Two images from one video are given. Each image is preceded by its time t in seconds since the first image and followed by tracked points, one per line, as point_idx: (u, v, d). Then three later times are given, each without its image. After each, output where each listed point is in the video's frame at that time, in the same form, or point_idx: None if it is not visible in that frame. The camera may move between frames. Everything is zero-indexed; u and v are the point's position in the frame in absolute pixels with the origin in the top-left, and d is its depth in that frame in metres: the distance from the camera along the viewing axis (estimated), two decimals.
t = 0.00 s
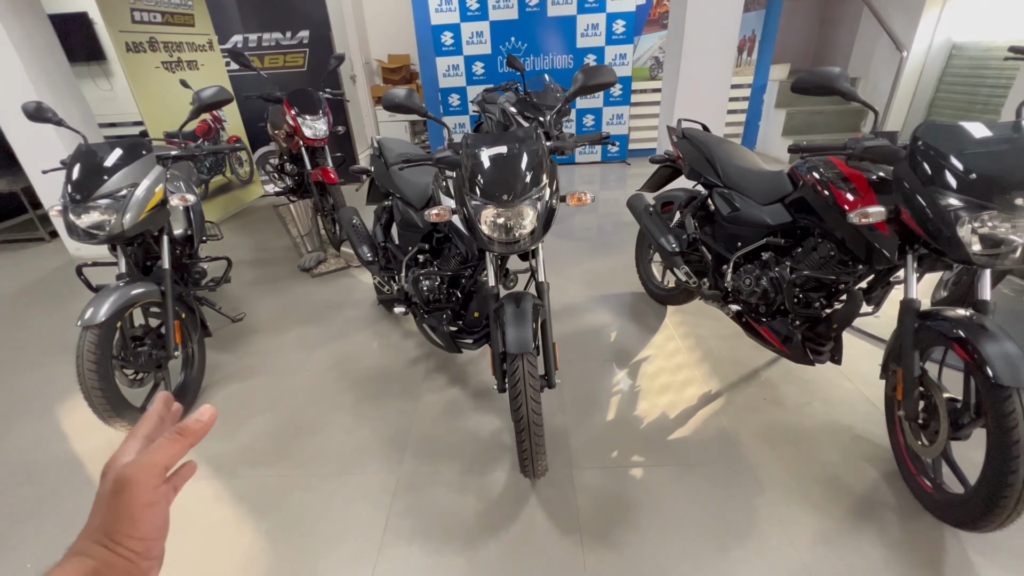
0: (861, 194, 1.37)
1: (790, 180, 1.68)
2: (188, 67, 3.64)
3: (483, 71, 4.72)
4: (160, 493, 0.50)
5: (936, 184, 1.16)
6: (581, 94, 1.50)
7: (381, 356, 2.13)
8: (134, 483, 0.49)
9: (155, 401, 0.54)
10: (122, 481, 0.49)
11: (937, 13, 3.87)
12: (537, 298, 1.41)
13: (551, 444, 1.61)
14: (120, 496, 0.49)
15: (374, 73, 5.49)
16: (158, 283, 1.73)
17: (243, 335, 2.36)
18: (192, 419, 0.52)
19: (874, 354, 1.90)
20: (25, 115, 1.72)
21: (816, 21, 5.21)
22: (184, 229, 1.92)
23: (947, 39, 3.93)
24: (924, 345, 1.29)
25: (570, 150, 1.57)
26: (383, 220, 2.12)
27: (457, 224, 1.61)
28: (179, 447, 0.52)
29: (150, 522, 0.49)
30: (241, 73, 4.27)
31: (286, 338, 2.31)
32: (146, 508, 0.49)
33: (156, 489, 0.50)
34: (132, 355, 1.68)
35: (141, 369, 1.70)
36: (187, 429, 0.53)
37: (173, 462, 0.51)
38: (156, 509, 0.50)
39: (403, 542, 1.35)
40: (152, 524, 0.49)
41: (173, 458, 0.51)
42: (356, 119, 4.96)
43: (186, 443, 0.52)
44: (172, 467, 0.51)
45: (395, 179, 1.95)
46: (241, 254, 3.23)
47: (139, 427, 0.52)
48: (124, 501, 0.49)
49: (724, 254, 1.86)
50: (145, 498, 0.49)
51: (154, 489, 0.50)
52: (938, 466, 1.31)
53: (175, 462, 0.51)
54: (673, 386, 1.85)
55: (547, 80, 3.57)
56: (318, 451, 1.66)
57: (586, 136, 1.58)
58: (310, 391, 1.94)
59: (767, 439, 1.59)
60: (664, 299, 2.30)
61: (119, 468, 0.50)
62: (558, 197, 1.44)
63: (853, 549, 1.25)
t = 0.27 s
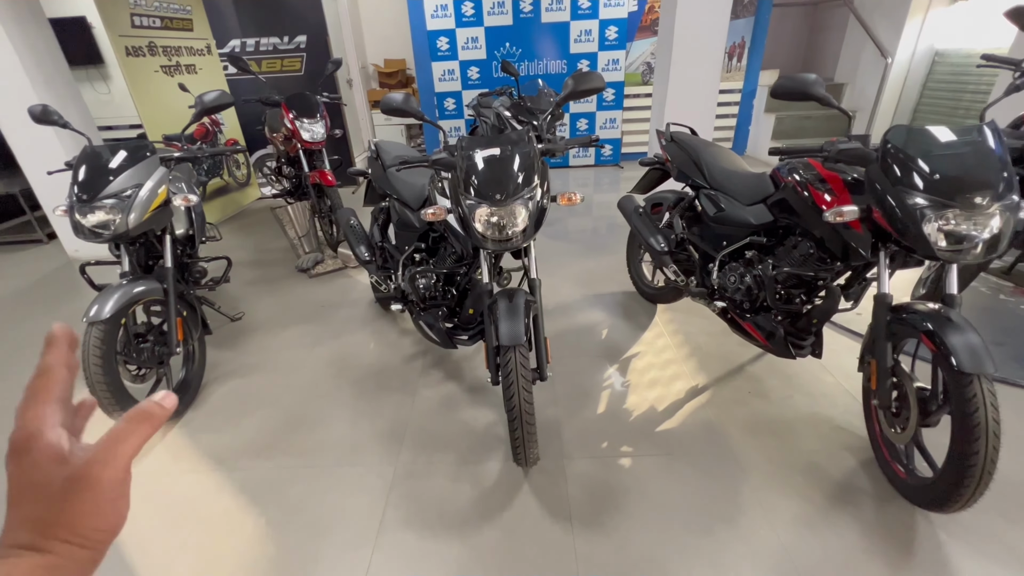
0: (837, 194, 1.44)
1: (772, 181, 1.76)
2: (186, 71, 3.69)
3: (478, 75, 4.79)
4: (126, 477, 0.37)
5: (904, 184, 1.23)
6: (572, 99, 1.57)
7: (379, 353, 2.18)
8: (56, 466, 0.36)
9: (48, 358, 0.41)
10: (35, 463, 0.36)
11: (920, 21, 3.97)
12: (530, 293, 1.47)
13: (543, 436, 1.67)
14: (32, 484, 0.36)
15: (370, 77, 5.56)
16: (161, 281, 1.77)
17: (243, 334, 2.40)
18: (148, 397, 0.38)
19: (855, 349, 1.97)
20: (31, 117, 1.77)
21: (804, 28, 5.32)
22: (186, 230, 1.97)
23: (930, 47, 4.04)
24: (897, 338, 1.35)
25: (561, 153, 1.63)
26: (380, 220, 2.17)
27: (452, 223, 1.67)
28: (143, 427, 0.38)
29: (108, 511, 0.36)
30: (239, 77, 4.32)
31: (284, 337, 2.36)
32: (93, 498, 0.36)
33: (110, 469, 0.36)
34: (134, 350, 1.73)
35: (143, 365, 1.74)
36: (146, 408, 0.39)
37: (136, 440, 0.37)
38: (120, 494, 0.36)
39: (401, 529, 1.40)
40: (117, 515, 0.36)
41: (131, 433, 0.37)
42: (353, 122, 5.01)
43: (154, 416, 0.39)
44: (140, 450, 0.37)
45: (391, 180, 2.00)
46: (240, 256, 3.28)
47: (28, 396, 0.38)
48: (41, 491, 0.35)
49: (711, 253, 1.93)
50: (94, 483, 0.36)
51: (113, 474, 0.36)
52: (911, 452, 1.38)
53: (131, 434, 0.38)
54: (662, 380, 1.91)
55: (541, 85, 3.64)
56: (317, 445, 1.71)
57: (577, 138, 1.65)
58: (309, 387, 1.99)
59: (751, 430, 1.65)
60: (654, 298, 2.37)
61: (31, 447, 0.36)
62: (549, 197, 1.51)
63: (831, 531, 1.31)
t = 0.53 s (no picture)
0: (817, 193, 1.50)
1: (758, 181, 1.82)
2: (193, 74, 3.78)
3: (478, 79, 4.87)
4: (131, 448, 0.33)
5: (877, 183, 1.30)
6: (565, 102, 1.64)
7: (379, 348, 2.25)
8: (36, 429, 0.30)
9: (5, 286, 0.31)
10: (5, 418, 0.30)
11: (913, 27, 4.05)
12: (523, 287, 1.54)
13: (537, 426, 1.73)
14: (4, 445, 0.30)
15: (373, 80, 5.65)
16: (170, 276, 1.84)
17: (248, 328, 2.47)
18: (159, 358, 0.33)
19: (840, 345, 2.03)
20: (48, 118, 1.84)
21: (801, 33, 5.40)
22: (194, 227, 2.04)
23: (923, 52, 4.11)
24: (873, 330, 1.41)
25: (554, 153, 1.70)
26: (381, 219, 2.24)
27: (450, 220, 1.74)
28: (152, 393, 0.33)
29: (102, 481, 0.32)
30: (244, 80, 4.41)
31: (288, 332, 2.43)
32: (85, 469, 0.32)
33: (111, 444, 0.32)
34: (144, 342, 1.80)
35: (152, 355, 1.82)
36: (152, 370, 0.34)
37: (136, 407, 0.33)
38: (121, 465, 0.33)
39: (399, 511, 1.46)
40: (113, 483, 0.33)
41: (132, 399, 0.32)
42: (355, 125, 5.10)
43: (154, 380, 0.34)
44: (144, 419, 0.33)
45: (392, 179, 2.07)
46: (244, 254, 3.35)
47: None
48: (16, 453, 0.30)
49: (700, 250, 1.99)
50: (88, 456, 0.31)
51: (118, 446, 0.32)
52: (886, 439, 1.45)
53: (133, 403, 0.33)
54: (652, 374, 1.98)
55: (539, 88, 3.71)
56: (319, 433, 1.78)
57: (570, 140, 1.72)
58: (311, 379, 2.06)
59: (736, 420, 1.71)
60: (647, 296, 2.43)
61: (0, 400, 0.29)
62: (542, 195, 1.58)
63: (809, 514, 1.37)
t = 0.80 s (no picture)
0: (809, 194, 1.55)
1: (753, 183, 1.87)
2: (203, 76, 3.86)
3: (482, 82, 4.94)
4: (149, 416, 0.34)
5: (864, 184, 1.35)
6: (564, 105, 1.70)
7: (383, 344, 2.30)
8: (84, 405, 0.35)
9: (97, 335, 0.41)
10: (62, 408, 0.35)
11: (913, 33, 4.09)
12: (523, 284, 1.59)
13: (535, 419, 1.78)
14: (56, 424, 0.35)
15: (378, 83, 5.74)
16: (183, 271, 1.90)
17: (255, 324, 2.53)
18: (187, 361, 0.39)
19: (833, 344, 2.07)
20: (66, 119, 1.91)
21: (802, 38, 5.44)
22: (205, 224, 2.11)
23: (924, 57, 4.15)
24: (862, 327, 1.44)
25: (553, 154, 1.76)
26: (385, 218, 2.30)
27: (452, 219, 1.80)
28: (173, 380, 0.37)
29: (121, 447, 0.33)
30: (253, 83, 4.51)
31: (295, 328, 2.49)
32: (108, 433, 0.33)
33: (134, 401, 0.34)
34: (156, 335, 1.86)
35: (164, 348, 1.88)
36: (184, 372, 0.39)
37: (163, 387, 0.36)
38: (140, 433, 0.34)
39: (400, 499, 1.51)
40: (134, 451, 0.33)
41: (160, 375, 0.36)
42: (361, 127, 5.18)
43: (186, 374, 0.38)
44: (167, 398, 0.36)
45: (396, 179, 2.13)
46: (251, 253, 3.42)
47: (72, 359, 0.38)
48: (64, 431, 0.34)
49: (697, 251, 2.04)
50: (113, 418, 0.33)
51: (138, 409, 0.34)
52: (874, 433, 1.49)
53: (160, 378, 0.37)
54: (649, 370, 2.02)
55: (541, 91, 3.76)
56: (325, 425, 1.83)
57: (568, 142, 1.78)
58: (316, 373, 2.12)
59: (730, 415, 1.75)
60: (646, 295, 2.48)
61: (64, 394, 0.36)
62: (541, 194, 1.63)
63: (797, 505, 1.41)
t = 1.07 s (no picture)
0: (806, 199, 1.58)
1: (752, 188, 1.90)
2: (212, 81, 3.93)
3: (487, 87, 5.00)
4: (164, 430, 0.39)
5: (859, 189, 1.38)
6: (566, 111, 1.74)
7: (387, 343, 2.34)
8: (102, 415, 0.40)
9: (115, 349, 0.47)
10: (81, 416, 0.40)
11: (914, 40, 4.12)
12: (525, 284, 1.62)
13: (536, 418, 1.81)
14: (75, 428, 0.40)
15: (384, 88, 5.81)
16: (193, 270, 1.94)
17: (261, 323, 2.57)
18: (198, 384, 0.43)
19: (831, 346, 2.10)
20: (81, 121, 1.96)
21: (804, 45, 5.48)
22: (214, 225, 2.16)
23: (925, 64, 4.18)
24: (857, 329, 1.46)
25: (555, 159, 1.80)
26: (390, 220, 2.34)
27: (456, 221, 1.84)
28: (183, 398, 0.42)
29: (136, 459, 0.38)
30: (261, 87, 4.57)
31: (300, 327, 2.53)
32: (128, 444, 0.38)
33: (152, 416, 0.39)
34: (166, 332, 1.90)
35: (174, 345, 1.92)
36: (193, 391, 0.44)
37: (180, 404, 0.41)
38: (154, 446, 0.39)
39: (402, 494, 1.54)
40: (146, 462, 0.38)
41: (177, 396, 0.41)
42: (367, 131, 5.24)
43: (196, 395, 0.43)
44: (183, 413, 0.41)
45: (401, 182, 2.17)
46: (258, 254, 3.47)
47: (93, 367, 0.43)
48: (84, 437, 0.39)
49: (697, 254, 2.07)
50: (132, 430, 0.39)
51: (156, 423, 0.39)
52: (870, 433, 1.51)
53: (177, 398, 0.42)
54: (648, 371, 2.05)
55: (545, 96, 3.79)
56: (330, 421, 1.87)
57: (570, 146, 1.82)
58: (322, 371, 2.16)
59: (728, 415, 1.78)
60: (646, 298, 2.51)
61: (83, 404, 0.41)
62: (543, 197, 1.67)
63: (793, 503, 1.44)
